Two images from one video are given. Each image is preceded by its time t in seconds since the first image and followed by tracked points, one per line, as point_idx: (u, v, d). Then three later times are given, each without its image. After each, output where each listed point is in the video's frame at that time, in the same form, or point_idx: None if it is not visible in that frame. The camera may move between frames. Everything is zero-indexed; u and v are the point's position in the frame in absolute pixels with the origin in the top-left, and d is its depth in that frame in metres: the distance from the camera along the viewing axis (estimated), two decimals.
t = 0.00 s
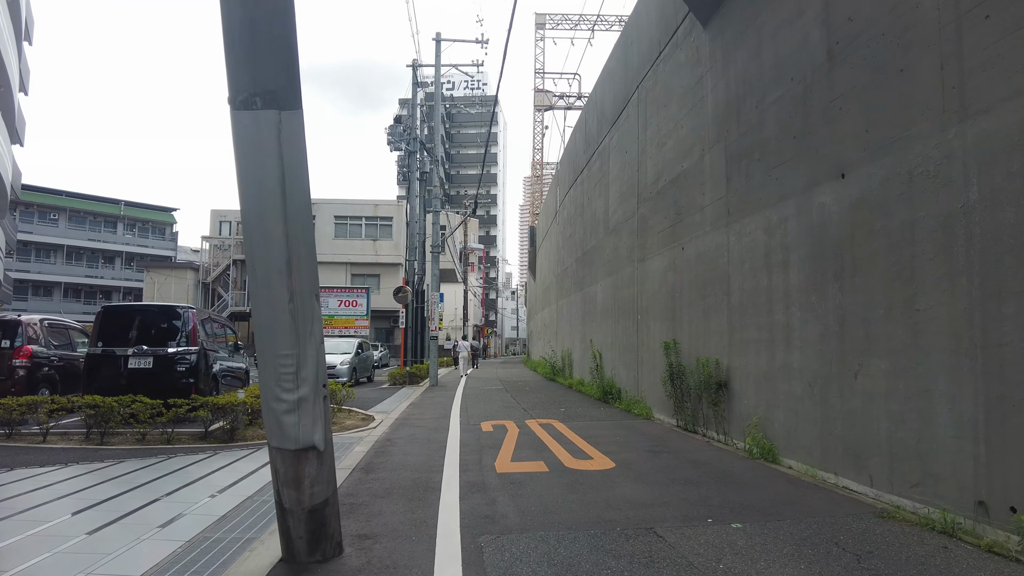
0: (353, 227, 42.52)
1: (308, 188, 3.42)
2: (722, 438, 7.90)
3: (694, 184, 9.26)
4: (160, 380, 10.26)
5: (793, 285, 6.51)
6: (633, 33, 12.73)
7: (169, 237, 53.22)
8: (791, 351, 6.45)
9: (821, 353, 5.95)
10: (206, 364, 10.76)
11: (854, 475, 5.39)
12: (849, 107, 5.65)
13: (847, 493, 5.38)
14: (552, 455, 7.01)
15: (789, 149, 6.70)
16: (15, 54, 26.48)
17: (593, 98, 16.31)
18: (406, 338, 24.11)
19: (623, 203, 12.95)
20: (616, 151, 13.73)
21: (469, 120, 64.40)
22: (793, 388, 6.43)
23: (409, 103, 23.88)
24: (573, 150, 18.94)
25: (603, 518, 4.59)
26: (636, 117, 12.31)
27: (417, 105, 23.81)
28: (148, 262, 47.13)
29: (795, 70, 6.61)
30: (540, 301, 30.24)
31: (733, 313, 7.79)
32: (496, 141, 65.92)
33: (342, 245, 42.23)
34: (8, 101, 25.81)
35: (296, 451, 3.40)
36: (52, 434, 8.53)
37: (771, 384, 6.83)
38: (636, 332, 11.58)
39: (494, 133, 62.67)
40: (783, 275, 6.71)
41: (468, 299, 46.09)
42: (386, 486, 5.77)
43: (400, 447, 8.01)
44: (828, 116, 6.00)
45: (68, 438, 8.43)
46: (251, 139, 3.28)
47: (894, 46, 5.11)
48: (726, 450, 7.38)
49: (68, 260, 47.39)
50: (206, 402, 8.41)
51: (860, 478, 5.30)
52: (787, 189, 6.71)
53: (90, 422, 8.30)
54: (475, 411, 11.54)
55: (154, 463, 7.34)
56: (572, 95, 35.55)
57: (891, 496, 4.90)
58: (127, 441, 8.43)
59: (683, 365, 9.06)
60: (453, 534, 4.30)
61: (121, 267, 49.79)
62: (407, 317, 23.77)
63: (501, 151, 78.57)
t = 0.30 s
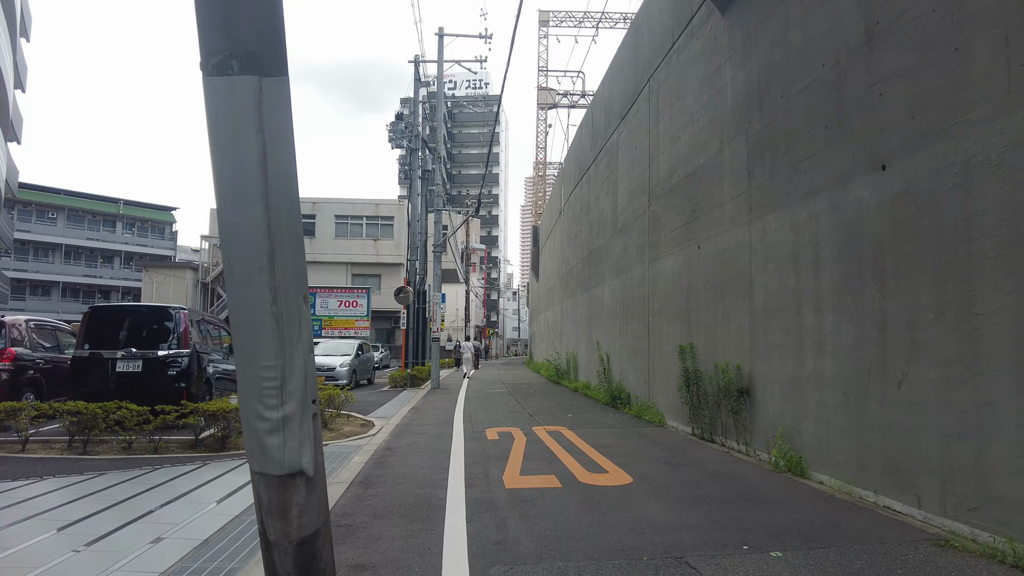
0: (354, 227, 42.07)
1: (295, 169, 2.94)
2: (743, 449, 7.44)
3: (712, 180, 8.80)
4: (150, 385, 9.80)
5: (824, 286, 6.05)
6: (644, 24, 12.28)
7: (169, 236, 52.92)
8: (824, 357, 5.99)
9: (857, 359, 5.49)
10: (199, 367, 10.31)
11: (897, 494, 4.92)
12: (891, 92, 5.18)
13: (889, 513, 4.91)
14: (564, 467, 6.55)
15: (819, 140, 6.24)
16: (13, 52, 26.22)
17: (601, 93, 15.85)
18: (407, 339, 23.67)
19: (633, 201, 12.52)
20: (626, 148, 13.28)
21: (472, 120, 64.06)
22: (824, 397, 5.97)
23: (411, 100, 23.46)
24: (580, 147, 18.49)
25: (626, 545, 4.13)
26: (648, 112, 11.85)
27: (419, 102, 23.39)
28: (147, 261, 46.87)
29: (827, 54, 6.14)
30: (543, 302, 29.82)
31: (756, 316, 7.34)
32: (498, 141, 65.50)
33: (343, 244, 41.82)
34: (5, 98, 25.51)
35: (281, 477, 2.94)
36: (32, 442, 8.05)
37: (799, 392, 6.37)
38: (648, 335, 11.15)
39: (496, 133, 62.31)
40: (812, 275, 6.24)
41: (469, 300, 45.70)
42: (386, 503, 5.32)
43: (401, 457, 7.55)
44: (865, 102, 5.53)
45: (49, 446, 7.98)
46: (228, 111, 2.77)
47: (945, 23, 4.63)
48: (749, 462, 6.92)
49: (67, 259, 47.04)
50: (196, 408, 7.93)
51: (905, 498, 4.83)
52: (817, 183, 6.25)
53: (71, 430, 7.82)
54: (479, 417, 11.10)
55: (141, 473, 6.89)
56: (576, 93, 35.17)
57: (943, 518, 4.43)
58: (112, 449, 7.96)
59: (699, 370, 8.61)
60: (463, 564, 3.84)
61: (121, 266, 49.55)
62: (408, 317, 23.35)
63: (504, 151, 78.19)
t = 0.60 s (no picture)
0: (353, 225, 41.71)
1: (256, 123, 2.48)
2: (763, 454, 6.94)
3: (728, 168, 8.30)
4: (134, 385, 9.28)
5: (854, 277, 5.55)
6: (652, 9, 11.78)
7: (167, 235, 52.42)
8: (855, 355, 5.50)
9: (895, 358, 4.99)
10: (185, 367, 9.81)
11: (945, 508, 4.42)
12: (933, 61, 4.68)
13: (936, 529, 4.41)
14: (572, 475, 6.05)
15: (848, 119, 5.73)
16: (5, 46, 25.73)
17: (606, 83, 15.37)
18: (406, 338, 23.14)
19: (639, 193, 12.03)
20: (632, 139, 12.79)
21: (472, 117, 63.61)
22: (857, 398, 5.47)
23: (409, 94, 22.95)
24: (583, 140, 18.01)
25: (646, 568, 3.65)
26: (656, 100, 11.36)
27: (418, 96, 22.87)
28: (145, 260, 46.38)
29: (858, 25, 5.63)
30: (545, 300, 29.39)
31: (777, 311, 6.84)
32: (499, 139, 64.98)
33: (342, 243, 41.34)
34: None
35: (241, 497, 2.45)
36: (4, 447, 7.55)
37: (826, 393, 5.87)
38: (656, 332, 10.67)
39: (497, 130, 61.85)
40: (840, 266, 5.75)
41: (470, 299, 45.27)
42: (378, 517, 4.83)
43: (396, 463, 7.06)
44: (904, 75, 5.02)
45: (22, 451, 7.48)
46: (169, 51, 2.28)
47: None
48: (771, 468, 6.42)
49: (63, 258, 46.52)
50: (179, 410, 7.45)
51: (955, 512, 4.33)
52: (847, 166, 5.74)
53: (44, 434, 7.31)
54: (480, 418, 10.62)
55: (118, 478, 6.41)
56: (578, 89, 34.74)
57: (1004, 537, 3.93)
58: (88, 454, 7.47)
59: (713, 368, 8.12)
60: None
61: (118, 265, 49.09)
62: (407, 316, 22.86)
63: (504, 150, 77.62)
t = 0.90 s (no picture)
0: (353, 224, 41.18)
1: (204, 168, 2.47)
2: (789, 466, 6.46)
3: (745, 160, 7.82)
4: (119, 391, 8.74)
5: (891, 274, 5.07)
6: None
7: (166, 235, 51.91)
8: (894, 360, 5.02)
9: (943, 365, 4.51)
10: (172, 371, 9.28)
11: (1007, 533, 3.94)
12: (989, 33, 4.20)
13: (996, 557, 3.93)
14: (584, 490, 5.58)
15: (884, 102, 5.25)
16: None
17: (612, 76, 14.90)
18: (407, 338, 22.66)
19: (648, 189, 11.58)
20: (640, 133, 12.33)
21: (473, 115, 63.06)
22: (896, 408, 4.99)
23: (409, 89, 22.46)
24: (587, 136, 17.54)
25: None
26: (666, 92, 10.91)
27: (418, 91, 22.37)
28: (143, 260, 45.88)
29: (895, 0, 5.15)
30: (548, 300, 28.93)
31: (803, 312, 6.36)
32: (501, 138, 64.47)
33: (342, 242, 40.86)
34: None
35: (194, 544, 2.34)
36: None
37: (860, 400, 5.39)
38: (667, 334, 10.20)
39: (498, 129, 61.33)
40: (876, 262, 5.27)
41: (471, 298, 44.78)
42: (371, 542, 4.36)
43: (394, 476, 6.59)
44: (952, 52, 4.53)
45: None
46: (97, 38, 2.25)
47: None
48: (799, 482, 5.94)
49: (61, 258, 46.04)
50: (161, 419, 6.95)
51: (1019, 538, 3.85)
52: (883, 154, 5.26)
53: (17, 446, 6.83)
54: (482, 424, 10.14)
55: (95, 494, 5.94)
56: (581, 85, 34.22)
57: None
58: (65, 466, 6.99)
59: (732, 373, 7.65)
60: None
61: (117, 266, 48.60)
62: (408, 316, 22.38)
63: (505, 149, 77.13)
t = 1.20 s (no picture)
0: (353, 222, 40.83)
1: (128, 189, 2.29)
2: (822, 471, 5.97)
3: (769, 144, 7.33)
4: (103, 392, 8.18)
5: (944, 261, 4.58)
6: None
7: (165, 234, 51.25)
8: (948, 357, 4.51)
9: (1011, 361, 4.00)
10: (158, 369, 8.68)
11: None
12: None
13: None
14: (604, 501, 5.07)
15: (935, 71, 4.76)
16: None
17: (620, 65, 14.42)
18: (408, 337, 22.15)
19: (660, 180, 11.10)
20: (651, 123, 11.86)
21: (475, 113, 62.52)
22: (950, 410, 4.49)
23: (410, 82, 21.95)
24: (594, 128, 17.06)
25: None
26: (680, 78, 10.42)
27: (419, 84, 21.87)
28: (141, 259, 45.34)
29: None
30: (552, 298, 28.44)
31: (838, 305, 5.86)
32: (502, 136, 63.97)
33: (343, 240, 40.38)
34: None
35: None
36: None
37: (907, 400, 4.89)
38: (682, 331, 9.72)
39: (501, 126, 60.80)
40: (927, 249, 4.76)
41: (473, 297, 44.29)
42: (367, 562, 3.86)
43: (394, 482, 6.10)
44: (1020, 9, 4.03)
45: None
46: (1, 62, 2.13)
47: None
48: (836, 489, 5.45)
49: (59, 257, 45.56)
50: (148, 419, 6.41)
51: None
52: (933, 129, 4.76)
53: None
54: (487, 425, 9.65)
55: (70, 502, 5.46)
56: (585, 80, 33.73)
57: None
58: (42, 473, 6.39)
59: (756, 372, 7.17)
60: None
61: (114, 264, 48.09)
62: (409, 314, 21.90)
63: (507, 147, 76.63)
